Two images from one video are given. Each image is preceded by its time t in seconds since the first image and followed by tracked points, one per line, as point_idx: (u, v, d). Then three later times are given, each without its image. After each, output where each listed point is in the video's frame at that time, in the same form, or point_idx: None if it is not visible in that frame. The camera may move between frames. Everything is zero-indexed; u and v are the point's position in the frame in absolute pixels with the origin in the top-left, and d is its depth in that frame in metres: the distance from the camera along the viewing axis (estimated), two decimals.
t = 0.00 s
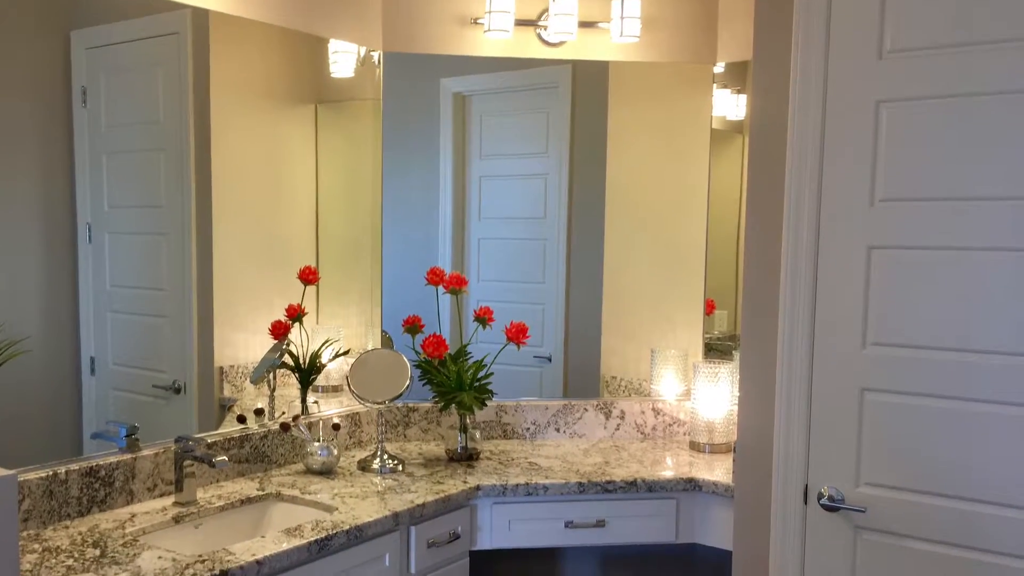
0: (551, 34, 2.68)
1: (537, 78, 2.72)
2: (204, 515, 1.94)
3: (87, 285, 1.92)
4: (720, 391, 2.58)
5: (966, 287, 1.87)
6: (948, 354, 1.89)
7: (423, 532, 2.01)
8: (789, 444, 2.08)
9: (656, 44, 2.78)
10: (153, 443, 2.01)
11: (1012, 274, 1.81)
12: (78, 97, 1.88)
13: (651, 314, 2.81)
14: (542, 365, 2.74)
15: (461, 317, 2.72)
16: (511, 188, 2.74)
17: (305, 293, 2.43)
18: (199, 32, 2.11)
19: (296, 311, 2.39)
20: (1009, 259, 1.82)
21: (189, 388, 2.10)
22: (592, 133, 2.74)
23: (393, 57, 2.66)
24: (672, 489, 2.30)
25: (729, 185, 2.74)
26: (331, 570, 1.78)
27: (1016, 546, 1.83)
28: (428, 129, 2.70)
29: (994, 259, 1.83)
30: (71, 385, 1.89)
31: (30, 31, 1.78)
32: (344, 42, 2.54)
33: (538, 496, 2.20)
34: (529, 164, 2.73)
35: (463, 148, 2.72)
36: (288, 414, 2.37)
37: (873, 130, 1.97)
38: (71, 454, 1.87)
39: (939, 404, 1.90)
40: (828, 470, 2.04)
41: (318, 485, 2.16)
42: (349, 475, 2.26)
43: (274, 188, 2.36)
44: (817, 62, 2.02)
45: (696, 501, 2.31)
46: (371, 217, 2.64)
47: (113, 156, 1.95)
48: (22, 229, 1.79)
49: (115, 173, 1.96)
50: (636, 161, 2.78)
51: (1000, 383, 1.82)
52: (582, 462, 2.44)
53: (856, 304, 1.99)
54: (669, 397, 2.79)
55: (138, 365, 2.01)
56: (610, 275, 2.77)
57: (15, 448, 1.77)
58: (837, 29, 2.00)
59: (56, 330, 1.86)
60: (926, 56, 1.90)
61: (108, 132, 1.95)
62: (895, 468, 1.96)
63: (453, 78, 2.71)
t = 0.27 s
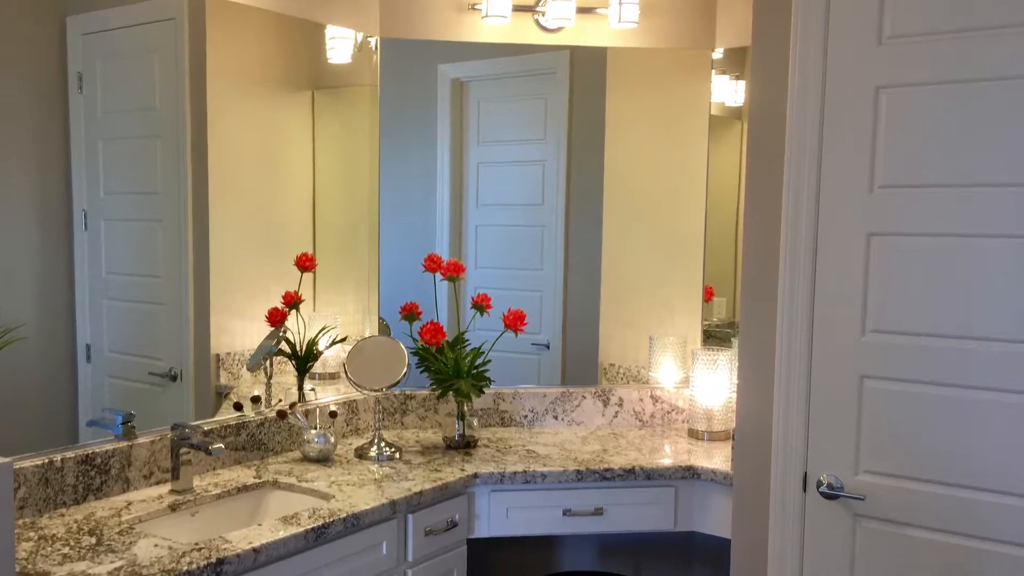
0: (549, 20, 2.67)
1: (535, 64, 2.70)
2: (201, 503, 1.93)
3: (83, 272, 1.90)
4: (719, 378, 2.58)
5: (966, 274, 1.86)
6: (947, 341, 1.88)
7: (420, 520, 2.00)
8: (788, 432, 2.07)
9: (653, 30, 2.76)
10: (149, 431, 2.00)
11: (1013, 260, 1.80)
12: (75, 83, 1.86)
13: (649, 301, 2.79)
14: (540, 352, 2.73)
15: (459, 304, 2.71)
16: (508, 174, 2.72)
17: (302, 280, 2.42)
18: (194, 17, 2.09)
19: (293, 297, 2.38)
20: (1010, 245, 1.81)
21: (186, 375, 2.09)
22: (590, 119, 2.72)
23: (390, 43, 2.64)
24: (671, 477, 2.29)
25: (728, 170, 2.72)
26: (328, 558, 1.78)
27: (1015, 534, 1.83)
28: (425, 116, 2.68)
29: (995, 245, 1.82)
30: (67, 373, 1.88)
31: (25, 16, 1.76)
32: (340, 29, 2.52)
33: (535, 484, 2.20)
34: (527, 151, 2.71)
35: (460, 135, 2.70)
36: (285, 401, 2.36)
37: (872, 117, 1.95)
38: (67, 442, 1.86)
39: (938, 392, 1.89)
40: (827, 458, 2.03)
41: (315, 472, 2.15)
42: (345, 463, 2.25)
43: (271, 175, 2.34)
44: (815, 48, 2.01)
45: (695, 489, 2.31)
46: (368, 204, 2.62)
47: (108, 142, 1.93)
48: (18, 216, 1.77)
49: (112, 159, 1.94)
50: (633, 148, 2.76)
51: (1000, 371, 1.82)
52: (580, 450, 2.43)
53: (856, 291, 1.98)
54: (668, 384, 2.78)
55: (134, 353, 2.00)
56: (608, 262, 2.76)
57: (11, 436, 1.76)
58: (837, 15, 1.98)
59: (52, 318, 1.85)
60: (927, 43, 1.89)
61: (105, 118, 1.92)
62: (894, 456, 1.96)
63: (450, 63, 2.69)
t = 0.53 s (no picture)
0: (547, 6, 2.68)
1: (533, 50, 2.68)
2: (197, 491, 1.93)
3: (78, 259, 1.89)
4: (717, 365, 2.57)
5: (966, 260, 1.85)
6: (947, 328, 1.87)
7: (417, 508, 2.00)
8: (787, 420, 2.07)
9: (651, 16, 2.75)
10: (145, 418, 1.99)
11: (1013, 247, 1.79)
12: (71, 69, 1.85)
13: (648, 288, 2.78)
14: (538, 339, 2.72)
15: (458, 291, 2.69)
16: (507, 161, 2.70)
17: (299, 267, 2.40)
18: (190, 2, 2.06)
19: (290, 285, 2.37)
20: (1011, 232, 1.80)
21: (183, 363, 2.08)
22: (589, 106, 2.70)
23: (387, 29, 2.62)
24: (669, 465, 2.28)
25: (728, 156, 2.71)
26: (325, 546, 1.77)
27: (1016, 522, 1.83)
28: (422, 102, 2.66)
29: (994, 232, 1.81)
30: (63, 360, 1.87)
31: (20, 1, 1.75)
32: (337, 14, 2.49)
33: (534, 472, 2.19)
34: (525, 137, 2.69)
35: (458, 121, 2.68)
36: (282, 389, 2.34)
37: (871, 103, 1.94)
38: (63, 430, 1.84)
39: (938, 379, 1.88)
40: (826, 446, 2.03)
41: (312, 460, 2.14)
42: (343, 451, 2.25)
43: (267, 161, 2.32)
44: (814, 34, 1.99)
45: (694, 476, 2.30)
46: (365, 191, 2.60)
47: (104, 128, 1.92)
48: (13, 201, 1.76)
49: (107, 145, 1.93)
50: (630, 134, 2.75)
51: (999, 358, 1.81)
52: (579, 438, 2.42)
53: (856, 278, 1.97)
54: (666, 371, 2.78)
55: (130, 340, 1.98)
56: (607, 249, 2.75)
57: (7, 423, 1.75)
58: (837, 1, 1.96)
59: (48, 305, 1.84)
60: (929, 29, 1.87)
61: (101, 105, 1.91)
62: (894, 444, 1.95)
63: (448, 49, 2.66)
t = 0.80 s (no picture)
0: None
1: (531, 36, 2.67)
2: (194, 479, 1.92)
3: (74, 245, 1.87)
4: (716, 353, 2.56)
5: (966, 247, 1.84)
6: (947, 315, 1.87)
7: (415, 496, 1.99)
8: (786, 408, 2.06)
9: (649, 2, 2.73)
10: (141, 406, 1.98)
11: (1013, 233, 1.79)
12: (67, 56, 1.83)
13: (647, 275, 2.77)
14: (536, 326, 2.71)
15: (455, 278, 2.66)
16: (504, 148, 2.67)
17: (296, 254, 2.39)
18: None
19: (287, 272, 2.35)
20: (1010, 218, 1.79)
21: (179, 350, 2.07)
22: (588, 92, 2.68)
23: (384, 15, 2.60)
24: (668, 453, 2.27)
25: (726, 142, 2.70)
26: (322, 534, 1.77)
27: (1015, 510, 1.82)
28: (419, 88, 2.63)
29: (994, 219, 1.81)
30: (59, 347, 1.85)
31: None
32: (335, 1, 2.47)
33: (532, 460, 2.19)
34: (523, 123, 2.67)
35: (455, 108, 2.65)
36: (278, 376, 2.33)
37: (870, 90, 1.93)
38: (59, 418, 1.83)
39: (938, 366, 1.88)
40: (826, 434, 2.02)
41: (309, 448, 2.14)
42: (340, 438, 2.24)
43: (263, 148, 2.30)
44: (813, 21, 1.98)
45: (693, 464, 2.30)
46: (362, 176, 2.58)
47: (99, 114, 1.90)
48: (9, 188, 1.74)
49: (103, 131, 1.90)
50: (628, 120, 2.73)
51: (998, 345, 1.81)
52: (577, 425, 2.42)
53: (855, 265, 1.96)
54: (665, 359, 2.77)
55: (126, 327, 1.97)
56: (605, 236, 2.73)
57: (3, 411, 1.74)
58: None
59: (44, 292, 1.82)
60: (929, 15, 1.86)
61: (97, 91, 1.89)
62: (893, 432, 1.94)
63: (445, 35, 2.64)
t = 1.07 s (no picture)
0: None
1: (530, 21, 2.64)
2: (190, 467, 1.91)
3: (70, 232, 1.85)
4: (715, 340, 2.56)
5: (966, 234, 1.83)
6: (948, 303, 1.86)
7: (412, 484, 1.99)
8: (785, 396, 2.05)
9: None
10: (137, 393, 1.97)
11: (1012, 220, 1.78)
12: (63, 41, 1.81)
13: (646, 263, 2.76)
14: (534, 314, 2.70)
15: (452, 265, 2.65)
16: (502, 134, 2.66)
17: (292, 241, 2.36)
18: None
19: (284, 259, 2.34)
20: (1011, 206, 1.78)
21: (175, 337, 2.05)
22: (586, 78, 2.66)
23: None
24: (666, 441, 2.27)
25: (726, 128, 2.68)
26: (319, 522, 1.76)
27: (1015, 499, 1.82)
28: (417, 73, 2.61)
29: (993, 205, 1.80)
30: (55, 335, 1.83)
31: None
32: None
33: (529, 447, 2.19)
34: (521, 110, 2.65)
35: (453, 93, 2.63)
36: (275, 363, 2.33)
37: (871, 76, 1.92)
38: (55, 406, 1.82)
39: (938, 354, 1.87)
40: (826, 422, 2.01)
41: (305, 436, 2.13)
42: (337, 426, 2.23)
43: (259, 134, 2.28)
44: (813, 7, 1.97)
45: (692, 452, 2.29)
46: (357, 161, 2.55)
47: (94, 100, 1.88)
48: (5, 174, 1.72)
49: (99, 117, 1.89)
50: (627, 105, 2.71)
51: (998, 332, 1.80)
52: (574, 413, 2.42)
53: (856, 253, 1.95)
54: (664, 346, 2.77)
55: (123, 314, 1.95)
56: (604, 223, 2.72)
57: None
58: None
59: (40, 280, 1.81)
60: None
61: (93, 77, 1.88)
62: (893, 420, 1.94)
63: (444, 21, 2.62)
